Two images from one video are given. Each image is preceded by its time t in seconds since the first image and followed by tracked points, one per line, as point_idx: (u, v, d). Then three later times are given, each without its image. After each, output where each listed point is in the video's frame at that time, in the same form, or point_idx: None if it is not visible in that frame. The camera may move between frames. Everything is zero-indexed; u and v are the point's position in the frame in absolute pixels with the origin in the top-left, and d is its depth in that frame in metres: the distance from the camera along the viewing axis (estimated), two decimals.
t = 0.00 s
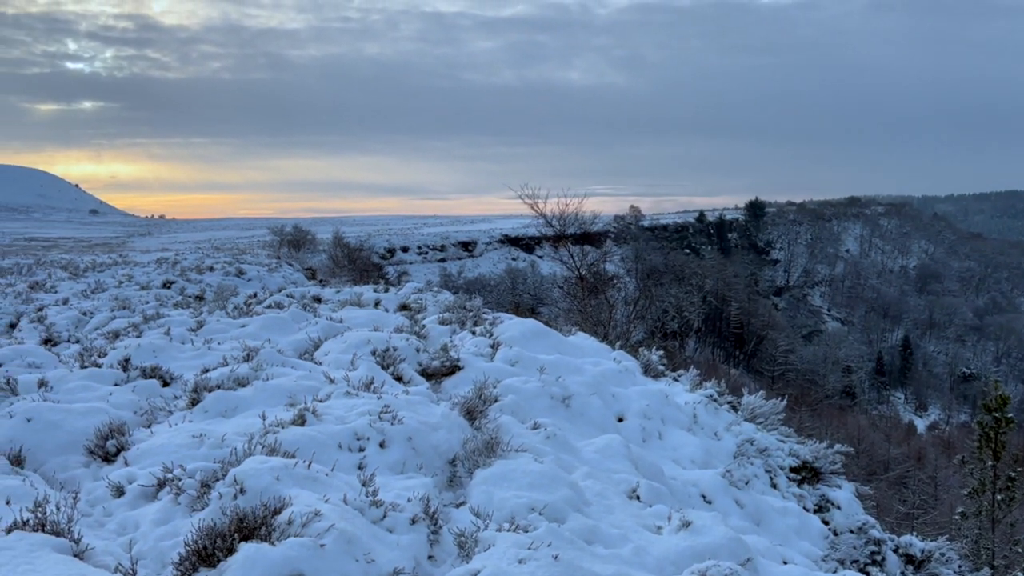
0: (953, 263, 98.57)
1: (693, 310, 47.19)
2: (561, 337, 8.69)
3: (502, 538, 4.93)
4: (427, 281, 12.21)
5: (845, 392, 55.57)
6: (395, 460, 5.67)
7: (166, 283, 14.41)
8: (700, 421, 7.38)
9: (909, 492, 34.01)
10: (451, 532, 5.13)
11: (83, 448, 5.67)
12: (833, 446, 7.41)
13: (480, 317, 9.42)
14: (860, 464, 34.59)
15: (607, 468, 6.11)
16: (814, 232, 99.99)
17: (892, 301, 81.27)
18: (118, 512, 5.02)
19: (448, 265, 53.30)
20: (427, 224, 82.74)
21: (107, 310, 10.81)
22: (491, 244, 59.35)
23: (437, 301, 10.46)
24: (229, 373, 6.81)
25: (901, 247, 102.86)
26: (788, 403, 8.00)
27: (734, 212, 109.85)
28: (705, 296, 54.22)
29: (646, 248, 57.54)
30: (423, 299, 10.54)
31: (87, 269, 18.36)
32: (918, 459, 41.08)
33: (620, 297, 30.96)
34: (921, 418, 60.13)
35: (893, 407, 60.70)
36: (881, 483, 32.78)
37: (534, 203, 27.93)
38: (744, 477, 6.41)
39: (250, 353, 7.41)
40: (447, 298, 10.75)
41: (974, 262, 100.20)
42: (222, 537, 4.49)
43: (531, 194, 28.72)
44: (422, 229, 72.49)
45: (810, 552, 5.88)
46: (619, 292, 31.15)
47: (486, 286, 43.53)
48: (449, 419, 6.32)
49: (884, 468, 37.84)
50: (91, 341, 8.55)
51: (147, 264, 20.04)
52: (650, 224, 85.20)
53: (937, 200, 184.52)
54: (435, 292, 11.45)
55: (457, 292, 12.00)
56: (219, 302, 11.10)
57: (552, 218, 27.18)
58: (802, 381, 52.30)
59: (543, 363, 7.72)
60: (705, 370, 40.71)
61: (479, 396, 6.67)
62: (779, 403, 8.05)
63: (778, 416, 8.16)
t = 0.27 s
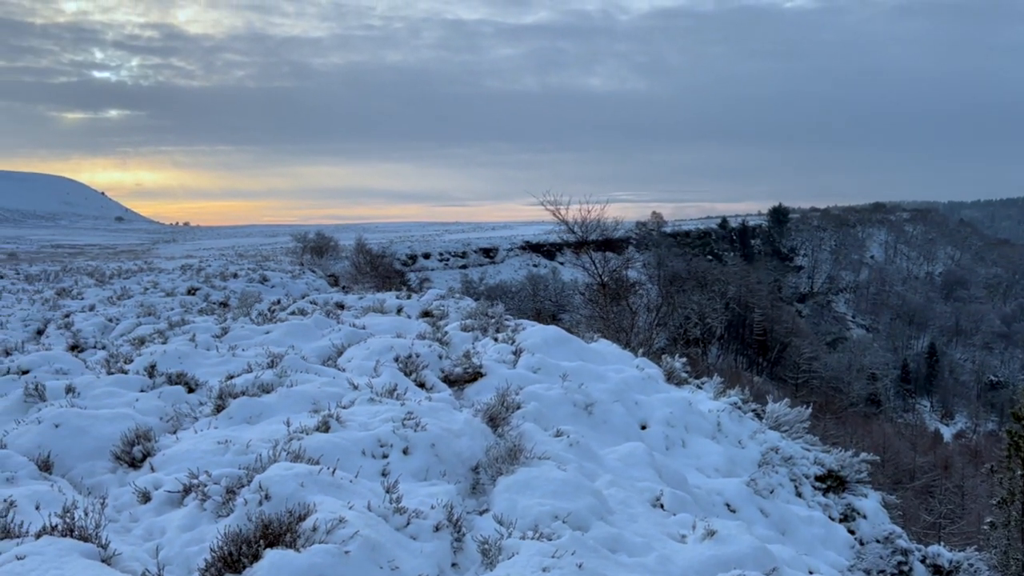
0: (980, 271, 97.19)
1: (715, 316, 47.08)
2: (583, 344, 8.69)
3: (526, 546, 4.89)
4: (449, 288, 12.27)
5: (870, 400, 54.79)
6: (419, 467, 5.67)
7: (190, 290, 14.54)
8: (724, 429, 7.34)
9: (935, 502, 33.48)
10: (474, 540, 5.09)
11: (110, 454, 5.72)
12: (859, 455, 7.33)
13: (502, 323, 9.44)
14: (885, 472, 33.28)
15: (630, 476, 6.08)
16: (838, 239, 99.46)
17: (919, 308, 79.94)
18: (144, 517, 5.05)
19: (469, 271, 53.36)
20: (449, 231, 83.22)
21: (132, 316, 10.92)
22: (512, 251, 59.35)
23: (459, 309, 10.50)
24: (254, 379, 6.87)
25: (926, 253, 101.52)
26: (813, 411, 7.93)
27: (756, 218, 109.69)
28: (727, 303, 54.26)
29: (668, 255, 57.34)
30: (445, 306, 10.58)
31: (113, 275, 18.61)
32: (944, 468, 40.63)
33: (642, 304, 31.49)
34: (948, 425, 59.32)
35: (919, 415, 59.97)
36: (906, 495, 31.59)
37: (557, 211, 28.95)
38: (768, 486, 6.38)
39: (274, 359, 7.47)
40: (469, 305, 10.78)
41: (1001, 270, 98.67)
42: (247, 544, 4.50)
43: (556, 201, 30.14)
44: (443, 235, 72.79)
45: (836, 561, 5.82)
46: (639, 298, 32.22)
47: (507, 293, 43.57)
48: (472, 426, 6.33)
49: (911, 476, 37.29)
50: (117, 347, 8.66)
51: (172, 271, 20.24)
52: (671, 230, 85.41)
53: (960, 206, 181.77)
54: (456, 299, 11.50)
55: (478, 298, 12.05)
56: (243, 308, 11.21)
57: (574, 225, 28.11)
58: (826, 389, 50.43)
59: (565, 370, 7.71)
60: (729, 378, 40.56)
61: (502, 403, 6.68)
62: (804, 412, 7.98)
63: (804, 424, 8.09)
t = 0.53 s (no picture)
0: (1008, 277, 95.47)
1: (738, 323, 46.86)
2: (605, 351, 8.68)
3: (549, 553, 4.86)
4: (470, 295, 12.29)
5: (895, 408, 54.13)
6: (441, 474, 5.68)
7: (214, 296, 14.66)
8: (748, 436, 7.29)
9: (962, 511, 32.96)
10: (497, 547, 5.06)
11: (135, 459, 5.76)
12: (885, 463, 7.25)
13: (524, 330, 9.45)
14: (911, 480, 33.48)
15: (653, 484, 6.06)
16: (862, 245, 98.62)
17: (945, 314, 77.83)
18: (169, 523, 5.07)
19: (489, 278, 53.37)
20: (470, 237, 83.50)
21: (156, 323, 11.03)
22: (532, 257, 59.29)
23: (480, 316, 10.52)
24: (277, 386, 6.92)
25: (952, 258, 99.92)
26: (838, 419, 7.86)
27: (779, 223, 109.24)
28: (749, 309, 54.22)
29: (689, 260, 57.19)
30: (466, 313, 10.60)
31: (138, 282, 18.81)
32: (970, 476, 39.98)
33: (664, 312, 31.37)
34: (975, 434, 58.48)
35: (945, 422, 59.19)
36: (931, 501, 31.59)
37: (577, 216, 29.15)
38: (793, 494, 6.34)
39: (297, 366, 7.52)
40: (490, 312, 10.79)
41: None
42: (271, 550, 4.51)
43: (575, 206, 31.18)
44: (464, 241, 72.98)
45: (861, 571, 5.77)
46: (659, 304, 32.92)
47: (528, 299, 43.50)
48: (494, 433, 6.34)
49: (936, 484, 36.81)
50: (142, 353, 8.77)
51: (195, 278, 20.34)
52: (693, 236, 85.33)
53: (987, 210, 178.45)
54: (478, 306, 11.51)
55: (499, 305, 12.06)
56: (266, 314, 11.30)
57: (594, 230, 28.15)
58: (850, 397, 50.27)
59: (587, 377, 7.69)
60: (751, 385, 40.43)
61: (524, 410, 6.67)
62: (829, 419, 7.91)
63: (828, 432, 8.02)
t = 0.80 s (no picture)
0: None
1: (760, 330, 46.54)
2: (625, 358, 8.68)
3: (571, 561, 4.82)
4: (490, 301, 12.32)
5: (919, 416, 53.87)
6: (462, 480, 5.68)
7: (236, 302, 14.78)
8: (771, 444, 7.25)
9: (987, 520, 32.31)
10: (519, 555, 5.01)
11: (160, 465, 5.82)
12: (910, 472, 7.19)
13: (544, 336, 9.47)
14: (935, 488, 33.58)
15: (675, 492, 6.03)
16: (886, 251, 97.89)
17: (969, 319, 76.86)
18: (192, 529, 5.09)
19: (509, 284, 53.36)
20: (490, 243, 83.71)
21: (179, 329, 11.13)
22: (552, 263, 59.25)
23: (501, 322, 10.54)
24: (299, 392, 6.97)
25: (977, 264, 98.35)
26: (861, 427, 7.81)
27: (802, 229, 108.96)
28: (772, 315, 54.09)
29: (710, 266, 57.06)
30: (486, 319, 10.63)
31: (161, 288, 18.97)
32: (996, 485, 39.48)
33: (684, 319, 31.24)
34: (1000, 442, 57.86)
35: (970, 430, 58.58)
36: (954, 510, 31.42)
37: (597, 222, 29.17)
38: (816, 503, 6.30)
39: (319, 372, 7.57)
40: (511, 319, 10.80)
41: None
42: (294, 556, 4.51)
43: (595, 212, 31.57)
44: (484, 247, 73.16)
45: None
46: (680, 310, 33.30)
47: (548, 305, 43.44)
48: (515, 440, 6.34)
49: (961, 494, 36.52)
50: (165, 358, 8.87)
51: (218, 284, 20.51)
52: (714, 241, 85.24)
53: (1013, 216, 175.08)
54: (498, 312, 11.53)
55: (519, 312, 12.08)
56: (288, 320, 11.39)
57: (614, 237, 28.06)
58: (874, 404, 49.78)
59: (608, 384, 7.69)
60: (774, 392, 40.29)
61: (544, 417, 6.67)
62: (852, 427, 7.85)
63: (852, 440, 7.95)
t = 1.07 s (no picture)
0: None
1: (780, 336, 46.26)
2: (645, 364, 8.67)
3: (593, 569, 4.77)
4: (510, 308, 12.32)
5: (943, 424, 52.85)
6: (483, 487, 5.68)
7: (257, 308, 14.89)
8: (793, 452, 7.21)
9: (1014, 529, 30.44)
10: (540, 561, 4.98)
11: (182, 470, 5.85)
12: (934, 481, 7.12)
13: (563, 343, 9.47)
14: (959, 496, 32.74)
15: (696, 501, 5.99)
16: (908, 256, 97.12)
17: (994, 324, 74.37)
18: (214, 534, 5.11)
19: (528, 290, 53.43)
20: (509, 249, 84.05)
21: (201, 334, 11.21)
22: (571, 269, 59.28)
23: (521, 329, 10.55)
24: (320, 398, 7.02)
25: (1003, 268, 95.91)
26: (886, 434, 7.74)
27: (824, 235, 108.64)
28: (793, 322, 54.26)
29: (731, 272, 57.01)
30: (506, 325, 10.65)
31: (184, 294, 19.17)
32: None
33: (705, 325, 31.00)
34: None
35: (996, 438, 57.33)
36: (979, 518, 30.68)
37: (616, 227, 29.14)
38: (839, 511, 6.27)
39: (340, 378, 7.60)
40: (531, 325, 10.80)
41: None
42: (315, 562, 4.50)
43: (614, 217, 31.37)
44: (503, 253, 73.41)
45: None
46: (700, 316, 33.72)
47: (566, 310, 43.28)
48: (536, 446, 6.35)
49: (986, 502, 35.60)
50: (188, 364, 8.96)
51: (240, 290, 20.64)
52: (734, 247, 85.42)
53: None
54: (518, 318, 11.54)
55: (538, 318, 12.07)
56: (308, 326, 11.46)
57: (634, 242, 27.97)
58: (897, 412, 49.15)
59: (629, 391, 7.68)
60: (796, 399, 39.99)
61: (565, 424, 6.66)
62: (876, 435, 7.79)
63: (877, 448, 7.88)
